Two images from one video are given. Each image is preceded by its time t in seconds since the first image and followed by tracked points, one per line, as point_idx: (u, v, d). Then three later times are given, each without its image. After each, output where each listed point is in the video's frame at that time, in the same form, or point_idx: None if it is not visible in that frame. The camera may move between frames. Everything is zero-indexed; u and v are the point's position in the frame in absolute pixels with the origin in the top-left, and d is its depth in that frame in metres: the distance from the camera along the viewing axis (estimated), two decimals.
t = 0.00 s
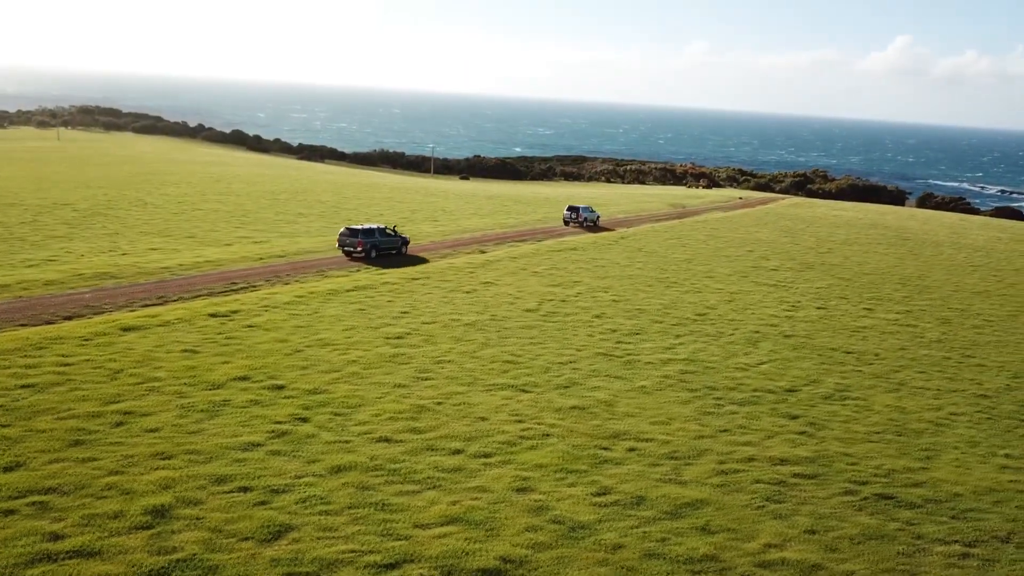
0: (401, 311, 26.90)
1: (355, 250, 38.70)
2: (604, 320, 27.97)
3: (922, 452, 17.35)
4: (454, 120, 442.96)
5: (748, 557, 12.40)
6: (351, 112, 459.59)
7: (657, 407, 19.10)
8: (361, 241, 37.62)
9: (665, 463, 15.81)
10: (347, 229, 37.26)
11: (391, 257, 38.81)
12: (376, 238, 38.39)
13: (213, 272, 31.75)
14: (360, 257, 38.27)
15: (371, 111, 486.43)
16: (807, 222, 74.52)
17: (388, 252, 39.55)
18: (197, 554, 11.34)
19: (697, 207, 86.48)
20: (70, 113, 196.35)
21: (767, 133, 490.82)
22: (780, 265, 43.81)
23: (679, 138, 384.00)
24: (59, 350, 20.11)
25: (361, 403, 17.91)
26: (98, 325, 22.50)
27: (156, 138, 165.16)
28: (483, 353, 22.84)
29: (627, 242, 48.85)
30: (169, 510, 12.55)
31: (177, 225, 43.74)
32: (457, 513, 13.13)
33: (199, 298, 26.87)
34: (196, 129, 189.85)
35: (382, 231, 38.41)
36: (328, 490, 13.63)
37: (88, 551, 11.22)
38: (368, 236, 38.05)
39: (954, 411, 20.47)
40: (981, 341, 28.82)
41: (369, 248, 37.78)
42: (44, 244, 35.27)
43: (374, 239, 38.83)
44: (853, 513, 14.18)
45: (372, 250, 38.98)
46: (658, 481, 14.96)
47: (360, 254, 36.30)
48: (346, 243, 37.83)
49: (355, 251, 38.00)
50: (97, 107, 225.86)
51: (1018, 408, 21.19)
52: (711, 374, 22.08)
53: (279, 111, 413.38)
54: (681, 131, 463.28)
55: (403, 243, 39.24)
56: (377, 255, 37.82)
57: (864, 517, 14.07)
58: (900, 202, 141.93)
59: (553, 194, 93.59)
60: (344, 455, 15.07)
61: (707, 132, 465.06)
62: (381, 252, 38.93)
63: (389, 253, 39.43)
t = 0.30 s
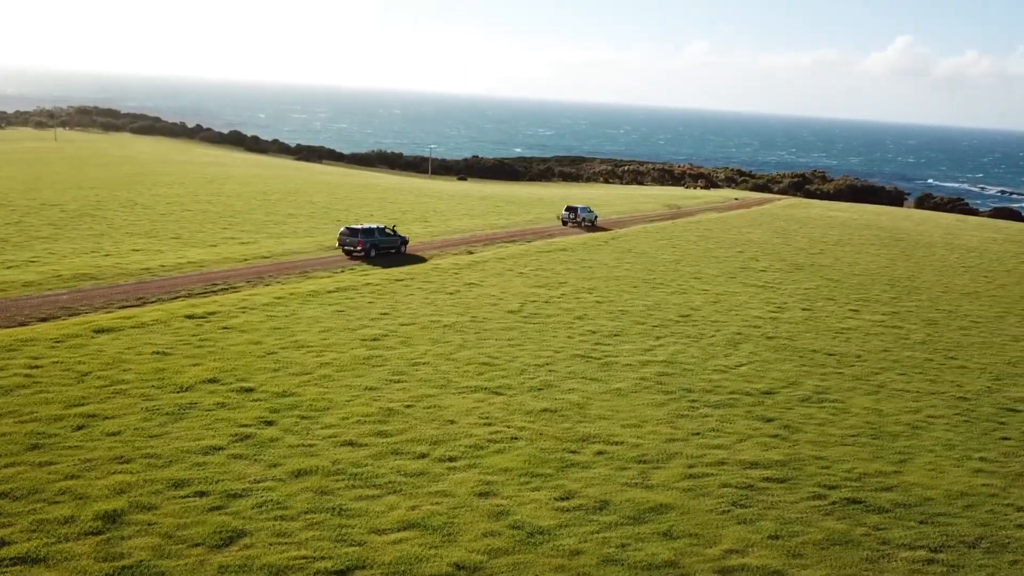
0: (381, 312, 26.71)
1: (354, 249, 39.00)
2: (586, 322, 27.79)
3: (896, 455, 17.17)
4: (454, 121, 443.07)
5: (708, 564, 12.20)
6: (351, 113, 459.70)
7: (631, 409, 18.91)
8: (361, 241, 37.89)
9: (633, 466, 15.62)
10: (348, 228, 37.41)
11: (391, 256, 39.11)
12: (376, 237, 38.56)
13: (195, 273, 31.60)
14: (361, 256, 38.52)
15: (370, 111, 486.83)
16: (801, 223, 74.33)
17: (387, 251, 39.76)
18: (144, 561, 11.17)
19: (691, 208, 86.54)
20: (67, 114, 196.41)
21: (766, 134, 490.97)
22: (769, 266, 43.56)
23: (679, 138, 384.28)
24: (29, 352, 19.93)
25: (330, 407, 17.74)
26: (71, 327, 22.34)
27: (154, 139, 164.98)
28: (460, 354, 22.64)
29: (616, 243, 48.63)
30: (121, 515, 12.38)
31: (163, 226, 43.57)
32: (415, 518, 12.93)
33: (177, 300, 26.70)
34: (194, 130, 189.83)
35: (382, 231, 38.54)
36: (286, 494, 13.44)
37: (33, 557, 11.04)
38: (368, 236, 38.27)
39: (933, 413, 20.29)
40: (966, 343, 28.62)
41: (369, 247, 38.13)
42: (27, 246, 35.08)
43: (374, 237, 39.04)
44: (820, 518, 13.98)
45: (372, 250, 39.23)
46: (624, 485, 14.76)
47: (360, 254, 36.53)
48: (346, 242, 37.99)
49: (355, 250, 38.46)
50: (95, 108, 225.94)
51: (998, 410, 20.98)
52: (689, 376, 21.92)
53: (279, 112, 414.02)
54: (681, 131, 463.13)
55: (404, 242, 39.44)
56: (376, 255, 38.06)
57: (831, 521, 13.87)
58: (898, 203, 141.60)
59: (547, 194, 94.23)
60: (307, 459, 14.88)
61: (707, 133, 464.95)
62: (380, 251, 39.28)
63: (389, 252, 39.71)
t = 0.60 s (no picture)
0: (359, 314, 26.55)
1: (355, 248, 39.96)
2: (566, 323, 27.62)
3: (867, 459, 16.99)
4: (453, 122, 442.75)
5: (665, 570, 12.04)
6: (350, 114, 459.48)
7: (603, 412, 18.75)
8: (361, 240, 38.91)
9: (599, 470, 15.45)
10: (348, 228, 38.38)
11: (390, 255, 40.04)
12: (375, 236, 39.52)
13: (175, 275, 31.46)
14: (361, 255, 39.47)
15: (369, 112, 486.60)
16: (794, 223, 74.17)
17: (387, 251, 40.63)
18: (88, 568, 11.01)
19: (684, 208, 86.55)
20: (65, 115, 196.22)
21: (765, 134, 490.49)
22: (757, 267, 43.32)
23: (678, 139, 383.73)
24: None
25: (297, 410, 17.59)
26: (43, 329, 22.18)
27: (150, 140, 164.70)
28: (435, 356, 22.48)
29: (606, 244, 48.43)
30: (71, 521, 12.22)
31: (149, 227, 43.36)
32: (371, 524, 12.77)
33: (154, 301, 26.55)
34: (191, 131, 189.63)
35: (380, 230, 39.47)
36: (241, 499, 13.28)
37: None
38: (367, 235, 39.22)
39: (909, 415, 20.12)
40: (949, 344, 28.43)
41: (369, 246, 39.12)
42: (9, 247, 34.91)
43: (374, 237, 39.99)
44: (784, 522, 13.81)
45: (371, 249, 40.12)
46: (587, 489, 14.61)
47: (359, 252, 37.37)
48: (346, 241, 38.99)
49: (354, 249, 39.43)
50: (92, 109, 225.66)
51: (975, 413, 20.80)
52: (664, 378, 21.77)
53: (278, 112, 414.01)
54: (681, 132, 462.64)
55: (402, 242, 40.29)
56: (375, 254, 38.90)
57: (795, 527, 13.70)
58: (896, 203, 141.25)
59: (539, 194, 95.08)
60: (267, 463, 14.73)
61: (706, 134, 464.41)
62: (379, 250, 40.22)
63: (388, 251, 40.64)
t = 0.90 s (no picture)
0: (337, 316, 26.37)
1: (355, 247, 40.74)
2: (547, 325, 27.43)
3: (839, 463, 16.80)
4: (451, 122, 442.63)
5: None
6: (350, 115, 459.41)
7: (574, 415, 18.58)
8: (361, 240, 39.74)
9: (564, 474, 15.25)
10: (348, 227, 39.12)
11: (389, 254, 40.88)
12: (375, 236, 40.31)
13: (156, 276, 31.27)
14: (361, 254, 40.20)
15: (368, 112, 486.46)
16: (787, 224, 74.06)
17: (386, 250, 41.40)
18: None
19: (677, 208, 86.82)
20: (61, 116, 195.85)
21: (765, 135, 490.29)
22: (746, 268, 43.11)
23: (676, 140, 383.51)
24: None
25: (263, 413, 17.40)
26: (15, 331, 22.01)
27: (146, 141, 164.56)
28: (410, 357, 22.28)
29: (595, 244, 48.22)
30: (19, 527, 12.05)
31: (134, 228, 43.18)
32: (325, 530, 12.59)
33: (131, 303, 26.40)
34: (189, 132, 189.65)
35: (379, 230, 40.26)
36: (196, 505, 13.09)
37: None
38: (367, 235, 40.01)
39: (885, 418, 19.93)
40: (932, 346, 28.24)
41: (369, 245, 39.97)
42: None
43: (374, 236, 40.73)
44: (747, 527, 13.63)
45: (371, 248, 40.90)
46: (550, 494, 14.41)
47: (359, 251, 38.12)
48: (347, 241, 39.80)
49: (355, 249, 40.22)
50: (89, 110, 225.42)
51: (953, 415, 20.61)
52: (640, 380, 21.59)
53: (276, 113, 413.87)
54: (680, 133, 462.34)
55: (401, 241, 41.02)
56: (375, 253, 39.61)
57: (758, 531, 13.52)
58: (894, 203, 141.10)
59: (530, 194, 96.23)
60: (226, 467, 14.55)
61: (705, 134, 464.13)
62: (379, 249, 41.03)
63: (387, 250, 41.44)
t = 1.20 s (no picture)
0: (315, 318, 26.19)
1: (354, 246, 41.24)
2: (527, 327, 27.24)
3: (810, 467, 16.62)
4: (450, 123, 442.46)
5: None
6: (349, 115, 458.67)
7: (546, 418, 18.39)
8: (360, 239, 40.29)
9: (529, 478, 15.06)
10: (347, 227, 39.62)
11: (388, 254, 41.40)
12: (373, 236, 40.83)
13: (137, 278, 31.11)
14: (360, 253, 40.67)
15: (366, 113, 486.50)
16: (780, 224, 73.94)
17: (385, 250, 41.90)
18: None
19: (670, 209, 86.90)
20: (58, 117, 195.45)
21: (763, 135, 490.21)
22: (734, 268, 42.91)
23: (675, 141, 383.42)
24: None
25: (229, 417, 17.21)
26: None
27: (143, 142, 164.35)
28: (384, 359, 22.08)
29: (584, 246, 48.05)
30: None
31: (120, 229, 42.99)
32: (279, 536, 12.41)
33: (108, 305, 26.22)
34: (187, 132, 189.53)
35: (377, 230, 40.77)
36: (149, 511, 12.90)
37: None
38: (365, 234, 40.51)
39: (862, 421, 19.75)
40: (916, 348, 28.05)
41: (368, 245, 40.51)
42: None
43: (372, 236, 41.24)
44: (711, 533, 13.45)
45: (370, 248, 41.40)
46: (513, 499, 14.22)
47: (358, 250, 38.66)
48: (346, 241, 40.34)
49: (354, 248, 40.75)
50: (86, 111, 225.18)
51: (931, 418, 20.41)
52: (616, 383, 21.40)
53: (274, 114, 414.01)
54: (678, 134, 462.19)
55: (400, 241, 41.54)
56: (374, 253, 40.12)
57: (721, 537, 13.34)
58: (891, 203, 140.87)
59: (523, 195, 96.73)
60: (185, 472, 14.35)
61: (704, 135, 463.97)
62: (378, 250, 41.56)
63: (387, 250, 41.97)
